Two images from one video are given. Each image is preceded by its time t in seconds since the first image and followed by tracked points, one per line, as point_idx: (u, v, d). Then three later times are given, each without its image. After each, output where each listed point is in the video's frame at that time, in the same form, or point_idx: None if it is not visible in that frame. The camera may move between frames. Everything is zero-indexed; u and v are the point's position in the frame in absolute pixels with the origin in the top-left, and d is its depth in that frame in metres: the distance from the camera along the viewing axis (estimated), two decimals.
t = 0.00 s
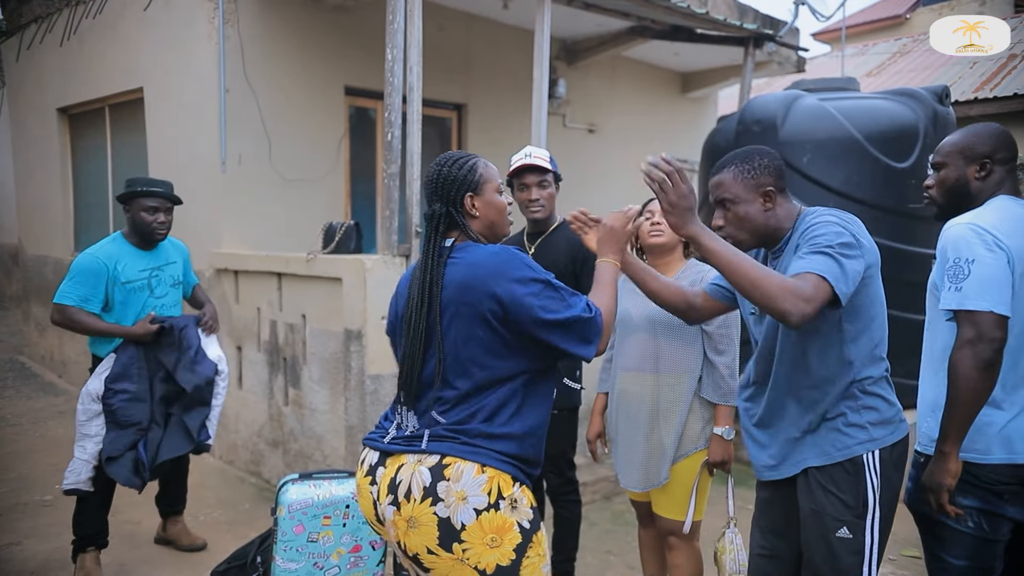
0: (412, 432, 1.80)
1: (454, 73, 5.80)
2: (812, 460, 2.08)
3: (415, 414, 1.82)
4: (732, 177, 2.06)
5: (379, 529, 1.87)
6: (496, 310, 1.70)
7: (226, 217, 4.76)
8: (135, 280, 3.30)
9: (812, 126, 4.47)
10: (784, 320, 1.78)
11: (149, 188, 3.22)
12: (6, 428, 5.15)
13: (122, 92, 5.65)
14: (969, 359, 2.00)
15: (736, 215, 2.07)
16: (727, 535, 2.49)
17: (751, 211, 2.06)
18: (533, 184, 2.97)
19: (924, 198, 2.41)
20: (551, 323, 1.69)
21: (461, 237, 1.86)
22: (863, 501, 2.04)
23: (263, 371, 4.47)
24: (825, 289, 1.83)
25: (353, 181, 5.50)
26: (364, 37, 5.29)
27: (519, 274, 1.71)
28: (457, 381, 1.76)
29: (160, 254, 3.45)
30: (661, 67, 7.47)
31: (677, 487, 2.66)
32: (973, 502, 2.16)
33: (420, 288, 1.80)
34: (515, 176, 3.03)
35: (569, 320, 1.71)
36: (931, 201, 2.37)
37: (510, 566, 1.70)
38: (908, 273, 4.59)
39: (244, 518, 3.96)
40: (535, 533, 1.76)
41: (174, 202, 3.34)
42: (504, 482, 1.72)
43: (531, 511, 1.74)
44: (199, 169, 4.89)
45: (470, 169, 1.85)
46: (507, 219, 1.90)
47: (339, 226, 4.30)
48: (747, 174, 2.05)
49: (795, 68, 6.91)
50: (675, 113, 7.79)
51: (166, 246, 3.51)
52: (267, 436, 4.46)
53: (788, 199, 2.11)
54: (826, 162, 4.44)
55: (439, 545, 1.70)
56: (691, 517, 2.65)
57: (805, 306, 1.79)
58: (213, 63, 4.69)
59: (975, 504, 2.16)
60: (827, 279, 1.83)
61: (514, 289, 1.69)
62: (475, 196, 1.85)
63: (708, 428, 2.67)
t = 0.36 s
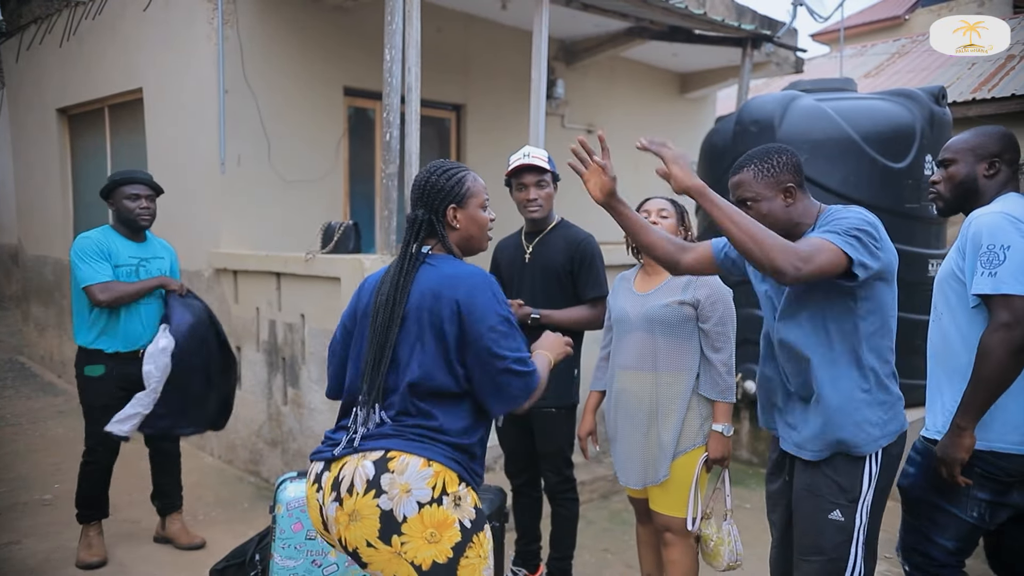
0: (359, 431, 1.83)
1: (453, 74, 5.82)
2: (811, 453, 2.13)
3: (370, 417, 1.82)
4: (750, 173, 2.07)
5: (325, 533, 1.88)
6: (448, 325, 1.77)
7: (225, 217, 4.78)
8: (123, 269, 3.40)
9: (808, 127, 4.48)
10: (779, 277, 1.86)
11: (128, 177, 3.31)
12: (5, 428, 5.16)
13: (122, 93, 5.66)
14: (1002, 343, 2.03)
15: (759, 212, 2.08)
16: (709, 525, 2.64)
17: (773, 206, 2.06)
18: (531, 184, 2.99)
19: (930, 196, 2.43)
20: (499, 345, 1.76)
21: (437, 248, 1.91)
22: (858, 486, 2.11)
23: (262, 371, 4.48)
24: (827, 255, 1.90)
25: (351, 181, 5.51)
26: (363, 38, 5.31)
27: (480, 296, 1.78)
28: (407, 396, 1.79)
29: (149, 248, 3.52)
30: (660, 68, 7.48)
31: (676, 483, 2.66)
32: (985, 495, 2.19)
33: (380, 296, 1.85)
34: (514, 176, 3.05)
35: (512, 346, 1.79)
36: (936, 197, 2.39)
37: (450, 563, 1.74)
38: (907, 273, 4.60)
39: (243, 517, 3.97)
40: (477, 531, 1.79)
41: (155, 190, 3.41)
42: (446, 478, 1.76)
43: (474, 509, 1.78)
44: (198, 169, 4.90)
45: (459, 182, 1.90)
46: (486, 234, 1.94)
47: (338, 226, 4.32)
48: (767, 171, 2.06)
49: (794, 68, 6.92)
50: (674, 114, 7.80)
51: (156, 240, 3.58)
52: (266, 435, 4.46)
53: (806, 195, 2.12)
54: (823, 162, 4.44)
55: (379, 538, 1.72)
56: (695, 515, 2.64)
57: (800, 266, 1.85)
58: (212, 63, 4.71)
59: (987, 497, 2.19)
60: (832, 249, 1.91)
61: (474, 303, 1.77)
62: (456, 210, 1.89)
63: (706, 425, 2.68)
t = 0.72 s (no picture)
0: (325, 384, 1.97)
1: (453, 71, 5.86)
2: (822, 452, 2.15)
3: (340, 372, 1.95)
4: (757, 162, 2.12)
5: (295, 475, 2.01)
6: (387, 287, 1.85)
7: (227, 212, 4.81)
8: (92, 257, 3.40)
9: (806, 122, 4.52)
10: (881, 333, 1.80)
11: (94, 170, 3.31)
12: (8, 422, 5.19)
13: (124, 89, 5.69)
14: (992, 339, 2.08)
15: (762, 196, 2.14)
16: (715, 521, 2.62)
17: (776, 192, 2.11)
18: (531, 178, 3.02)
19: (907, 183, 2.51)
20: (412, 312, 1.76)
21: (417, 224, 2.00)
22: (859, 473, 2.11)
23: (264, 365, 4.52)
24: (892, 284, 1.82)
25: (352, 177, 5.55)
26: (364, 35, 5.35)
27: (415, 262, 1.82)
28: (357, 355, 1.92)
29: (122, 237, 3.51)
30: (659, 65, 7.52)
31: (671, 470, 2.70)
32: (975, 474, 2.27)
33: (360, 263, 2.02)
34: (514, 170, 3.08)
35: (425, 313, 1.76)
36: (913, 185, 2.47)
37: (395, 521, 1.83)
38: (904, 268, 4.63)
39: (246, 508, 4.02)
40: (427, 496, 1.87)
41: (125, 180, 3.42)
42: (395, 441, 1.83)
43: (421, 475, 1.84)
44: (200, 164, 4.94)
45: (440, 163, 1.98)
46: (465, 214, 2.02)
47: (339, 220, 4.35)
48: (772, 158, 2.11)
49: (792, 67, 6.97)
50: (673, 112, 7.84)
51: (131, 230, 3.57)
52: (268, 428, 4.50)
53: (812, 181, 2.15)
54: (821, 158, 4.48)
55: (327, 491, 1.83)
56: (685, 502, 2.68)
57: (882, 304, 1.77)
58: (214, 59, 4.75)
59: (977, 476, 2.28)
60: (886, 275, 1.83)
61: (407, 267, 1.82)
62: (438, 188, 1.97)
63: (701, 415, 2.70)
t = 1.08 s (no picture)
0: (333, 369, 2.04)
1: (454, 73, 5.92)
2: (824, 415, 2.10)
3: (350, 357, 2.03)
4: (751, 169, 2.16)
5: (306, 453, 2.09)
6: (388, 276, 1.93)
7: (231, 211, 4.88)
8: (93, 246, 3.38)
9: (800, 125, 4.61)
10: (768, 235, 1.80)
11: (101, 177, 3.29)
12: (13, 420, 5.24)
13: (128, 90, 5.75)
14: (969, 347, 2.18)
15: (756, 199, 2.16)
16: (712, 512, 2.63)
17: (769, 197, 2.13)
18: (534, 179, 3.11)
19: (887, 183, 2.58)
20: (407, 299, 1.83)
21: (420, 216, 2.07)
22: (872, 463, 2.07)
23: (268, 362, 4.58)
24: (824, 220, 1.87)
25: (354, 178, 5.61)
26: (367, 37, 5.41)
27: (413, 251, 1.90)
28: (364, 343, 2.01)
29: (124, 230, 3.48)
30: (656, 67, 7.61)
31: (661, 464, 2.75)
32: (960, 462, 2.37)
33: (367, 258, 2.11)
34: (517, 170, 3.15)
35: (419, 296, 1.83)
36: (893, 186, 2.54)
37: (391, 502, 1.88)
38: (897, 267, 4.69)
39: (252, 503, 4.08)
40: (424, 483, 1.92)
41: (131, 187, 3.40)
42: (399, 426, 1.90)
43: (422, 461, 1.91)
44: (204, 164, 5.00)
45: (442, 157, 2.04)
46: (468, 208, 2.08)
47: (343, 219, 4.43)
48: (766, 163, 2.14)
49: (788, 68, 7.06)
50: (670, 113, 7.93)
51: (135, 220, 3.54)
52: (272, 424, 4.55)
53: (806, 187, 2.18)
54: (816, 160, 4.57)
55: (332, 466, 1.89)
56: (672, 496, 2.74)
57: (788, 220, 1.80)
58: (219, 61, 4.81)
59: (962, 464, 2.37)
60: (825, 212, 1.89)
61: (406, 256, 1.90)
62: (440, 181, 2.03)
63: (692, 411, 2.76)
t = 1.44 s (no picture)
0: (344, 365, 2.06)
1: (456, 72, 5.98)
2: (802, 415, 2.12)
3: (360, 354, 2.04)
4: (756, 144, 2.18)
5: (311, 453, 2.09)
6: (415, 270, 1.95)
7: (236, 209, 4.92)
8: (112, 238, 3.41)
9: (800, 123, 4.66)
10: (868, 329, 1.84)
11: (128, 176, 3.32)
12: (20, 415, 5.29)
13: (133, 89, 5.79)
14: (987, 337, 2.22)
15: (754, 177, 2.19)
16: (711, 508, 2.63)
17: (767, 176, 2.17)
18: (538, 174, 3.16)
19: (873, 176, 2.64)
20: (441, 294, 1.88)
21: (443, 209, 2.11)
22: (841, 451, 2.07)
23: (274, 357, 4.63)
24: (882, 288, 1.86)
25: (357, 175, 5.66)
26: (370, 36, 5.47)
27: (444, 247, 1.94)
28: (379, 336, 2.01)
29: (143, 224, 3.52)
30: (656, 66, 7.66)
31: (660, 456, 2.79)
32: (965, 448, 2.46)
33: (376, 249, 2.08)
34: (522, 166, 3.20)
35: (455, 292, 1.89)
36: (880, 179, 2.60)
37: (416, 492, 1.93)
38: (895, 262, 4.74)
39: (258, 495, 4.13)
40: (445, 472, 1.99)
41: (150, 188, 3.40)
42: (422, 418, 1.94)
43: (444, 451, 1.96)
44: (209, 162, 5.04)
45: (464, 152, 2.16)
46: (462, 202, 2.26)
47: (348, 215, 4.48)
48: (770, 142, 2.16)
49: (787, 67, 7.12)
50: (669, 111, 7.99)
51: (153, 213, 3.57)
52: (277, 419, 4.60)
53: (807, 173, 2.20)
54: (815, 157, 4.62)
55: (355, 461, 1.91)
56: (666, 487, 2.78)
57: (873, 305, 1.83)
58: (224, 59, 4.85)
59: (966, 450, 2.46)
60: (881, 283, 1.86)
61: (435, 252, 1.93)
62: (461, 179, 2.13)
63: (691, 405, 2.78)
